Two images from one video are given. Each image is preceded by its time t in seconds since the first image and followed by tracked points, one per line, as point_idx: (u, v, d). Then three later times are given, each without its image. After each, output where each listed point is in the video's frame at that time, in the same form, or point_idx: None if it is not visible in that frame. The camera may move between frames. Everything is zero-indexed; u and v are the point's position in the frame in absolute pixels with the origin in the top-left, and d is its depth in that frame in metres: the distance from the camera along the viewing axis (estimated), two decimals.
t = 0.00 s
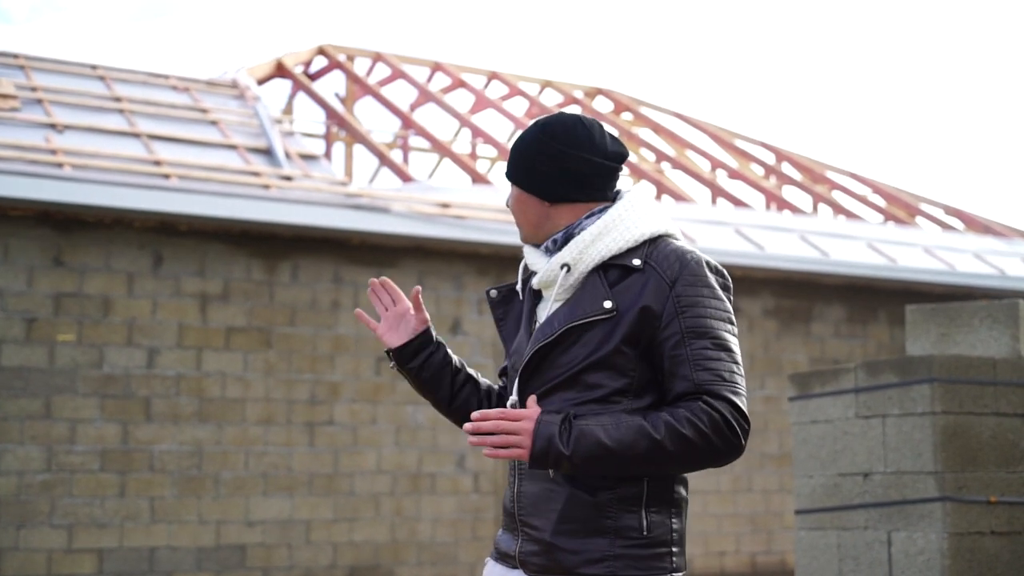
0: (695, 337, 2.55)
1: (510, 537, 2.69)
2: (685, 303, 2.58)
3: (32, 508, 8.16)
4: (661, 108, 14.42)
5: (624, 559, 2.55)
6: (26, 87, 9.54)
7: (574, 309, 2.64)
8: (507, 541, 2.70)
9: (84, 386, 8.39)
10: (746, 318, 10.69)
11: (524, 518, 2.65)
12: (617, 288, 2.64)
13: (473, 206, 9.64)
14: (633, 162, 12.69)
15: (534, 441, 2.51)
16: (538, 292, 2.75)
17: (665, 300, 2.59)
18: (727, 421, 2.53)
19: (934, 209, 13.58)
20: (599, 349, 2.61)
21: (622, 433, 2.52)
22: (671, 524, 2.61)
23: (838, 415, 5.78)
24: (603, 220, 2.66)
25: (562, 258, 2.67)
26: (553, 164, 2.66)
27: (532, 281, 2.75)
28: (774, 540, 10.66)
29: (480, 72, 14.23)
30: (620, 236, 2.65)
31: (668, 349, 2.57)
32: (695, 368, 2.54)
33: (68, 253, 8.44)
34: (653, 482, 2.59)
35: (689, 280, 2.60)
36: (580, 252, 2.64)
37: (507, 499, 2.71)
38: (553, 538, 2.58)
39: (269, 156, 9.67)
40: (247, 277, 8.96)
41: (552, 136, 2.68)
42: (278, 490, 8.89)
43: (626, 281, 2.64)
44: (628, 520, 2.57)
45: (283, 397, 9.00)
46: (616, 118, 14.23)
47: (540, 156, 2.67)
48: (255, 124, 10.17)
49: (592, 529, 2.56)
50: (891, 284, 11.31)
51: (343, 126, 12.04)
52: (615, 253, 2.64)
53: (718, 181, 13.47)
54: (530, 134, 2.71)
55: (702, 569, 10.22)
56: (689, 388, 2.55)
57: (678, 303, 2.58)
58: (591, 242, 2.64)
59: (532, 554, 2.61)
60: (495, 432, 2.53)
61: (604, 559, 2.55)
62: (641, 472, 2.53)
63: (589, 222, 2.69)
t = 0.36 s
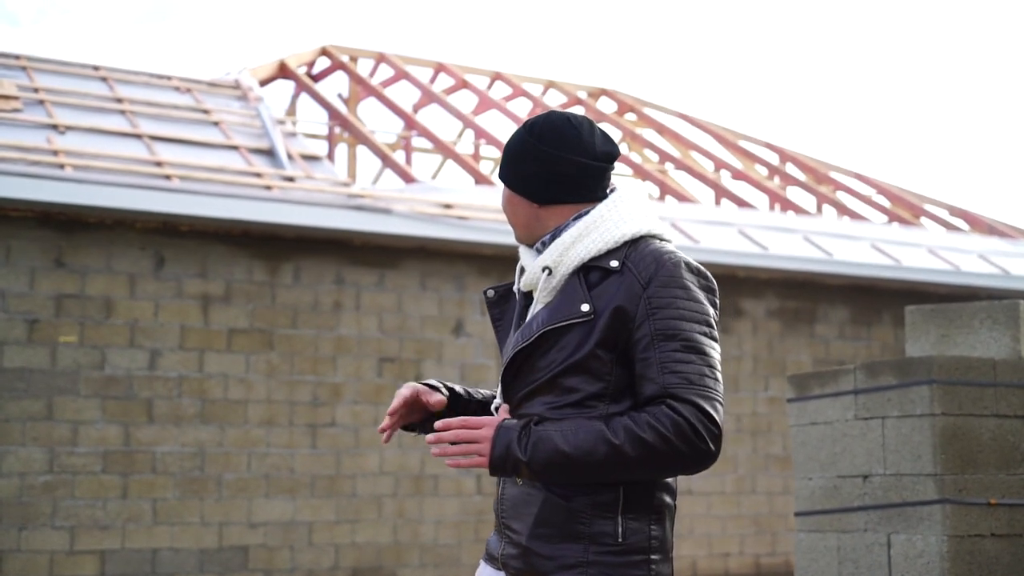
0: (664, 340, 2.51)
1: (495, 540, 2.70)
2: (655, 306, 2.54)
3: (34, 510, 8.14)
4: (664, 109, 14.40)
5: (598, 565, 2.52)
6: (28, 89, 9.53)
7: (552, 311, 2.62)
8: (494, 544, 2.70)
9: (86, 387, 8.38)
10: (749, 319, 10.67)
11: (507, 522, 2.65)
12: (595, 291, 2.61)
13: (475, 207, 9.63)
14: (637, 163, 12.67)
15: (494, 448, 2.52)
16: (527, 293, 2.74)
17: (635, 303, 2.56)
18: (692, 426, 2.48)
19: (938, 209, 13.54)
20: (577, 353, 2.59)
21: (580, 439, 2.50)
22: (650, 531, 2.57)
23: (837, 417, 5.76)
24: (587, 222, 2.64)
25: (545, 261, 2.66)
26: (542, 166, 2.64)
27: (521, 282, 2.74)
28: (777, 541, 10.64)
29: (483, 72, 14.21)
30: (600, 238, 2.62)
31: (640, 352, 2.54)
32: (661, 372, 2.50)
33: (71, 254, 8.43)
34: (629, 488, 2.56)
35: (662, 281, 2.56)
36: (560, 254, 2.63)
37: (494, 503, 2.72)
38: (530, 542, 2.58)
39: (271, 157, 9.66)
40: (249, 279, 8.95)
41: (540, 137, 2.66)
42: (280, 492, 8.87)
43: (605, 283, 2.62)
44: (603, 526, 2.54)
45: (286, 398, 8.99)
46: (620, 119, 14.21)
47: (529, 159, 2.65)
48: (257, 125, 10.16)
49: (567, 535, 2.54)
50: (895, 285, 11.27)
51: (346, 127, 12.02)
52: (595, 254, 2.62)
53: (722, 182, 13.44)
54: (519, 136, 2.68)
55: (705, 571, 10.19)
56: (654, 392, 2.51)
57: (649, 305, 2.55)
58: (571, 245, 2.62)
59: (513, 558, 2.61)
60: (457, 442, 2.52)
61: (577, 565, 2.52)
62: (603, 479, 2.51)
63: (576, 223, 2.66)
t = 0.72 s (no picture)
0: (675, 347, 2.49)
1: (498, 552, 2.63)
2: (666, 311, 2.52)
3: (44, 518, 8.14)
4: (675, 115, 14.37)
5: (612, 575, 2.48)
6: (39, 96, 9.55)
7: (560, 317, 2.58)
8: (496, 557, 2.63)
9: (96, 395, 8.38)
10: (761, 326, 10.63)
11: (510, 534, 2.58)
12: (604, 296, 2.58)
13: (485, 214, 9.61)
14: (648, 169, 12.64)
15: (497, 455, 2.51)
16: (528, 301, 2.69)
17: (645, 309, 2.53)
18: (701, 433, 2.46)
19: (950, 215, 13.49)
20: (587, 360, 2.55)
21: (589, 444, 2.48)
22: (661, 540, 2.54)
23: (845, 426, 5.78)
24: (592, 229, 2.61)
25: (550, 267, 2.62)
26: (544, 172, 2.61)
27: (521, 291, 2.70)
28: (789, 549, 10.59)
29: (493, 79, 14.20)
30: (608, 243, 2.59)
31: (651, 359, 2.51)
32: (672, 378, 2.48)
33: (81, 261, 8.44)
34: (640, 496, 2.53)
35: (672, 286, 2.54)
36: (568, 260, 2.59)
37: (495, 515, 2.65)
38: (540, 552, 2.52)
39: (281, 164, 9.65)
40: (259, 286, 8.95)
41: (543, 143, 2.63)
42: (290, 499, 8.87)
43: (614, 289, 2.59)
44: (615, 535, 2.50)
45: (296, 406, 8.98)
46: (631, 125, 14.19)
47: (532, 165, 2.62)
48: (267, 132, 10.16)
49: (579, 545, 2.50)
50: (908, 291, 11.22)
51: (356, 134, 12.02)
52: (605, 260, 2.59)
53: (733, 188, 13.41)
54: (522, 140, 2.65)
55: None
56: (664, 399, 2.49)
57: (661, 311, 2.52)
58: (579, 251, 2.59)
59: (519, 570, 2.55)
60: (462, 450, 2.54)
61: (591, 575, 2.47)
62: (610, 486, 2.48)
63: (580, 230, 2.63)
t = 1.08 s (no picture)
0: (699, 350, 2.56)
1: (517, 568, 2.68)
2: (692, 318, 2.59)
3: (69, 532, 8.15)
4: (702, 127, 14.33)
5: None
6: (65, 112, 9.59)
7: (588, 330, 2.65)
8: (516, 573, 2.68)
9: (121, 410, 8.40)
10: (788, 339, 10.57)
11: (532, 549, 2.64)
12: (632, 310, 2.66)
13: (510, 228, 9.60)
14: (674, 182, 12.59)
15: (513, 446, 2.46)
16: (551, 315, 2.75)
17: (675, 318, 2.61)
18: (721, 424, 2.49)
19: (980, 227, 13.38)
20: (615, 372, 2.63)
21: (608, 423, 2.49)
22: (686, 556, 2.60)
23: (869, 440, 5.79)
24: (622, 243, 2.69)
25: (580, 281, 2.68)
26: (609, 172, 2.69)
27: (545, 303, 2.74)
28: (818, 564, 10.50)
29: (519, 92, 14.19)
30: (639, 258, 2.68)
31: (675, 366, 2.59)
32: (694, 375, 2.54)
33: (106, 277, 8.47)
34: (667, 510, 2.59)
35: (697, 295, 2.62)
36: (599, 273, 2.66)
37: (514, 530, 2.70)
38: (564, 567, 2.58)
39: (306, 179, 9.66)
40: (284, 300, 8.95)
41: (600, 146, 2.71)
42: (315, 514, 8.85)
43: (641, 303, 2.67)
44: (643, 550, 2.56)
45: (321, 420, 8.97)
46: (657, 138, 14.16)
47: (583, 161, 2.68)
48: (292, 147, 10.18)
49: (605, 559, 2.56)
50: (937, 303, 11.13)
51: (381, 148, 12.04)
52: (635, 274, 2.67)
53: (760, 201, 13.35)
54: (559, 143, 2.69)
55: None
56: (687, 394, 2.53)
57: (687, 318, 2.60)
58: (610, 264, 2.67)
59: None
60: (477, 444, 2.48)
61: None
62: (628, 468, 2.47)
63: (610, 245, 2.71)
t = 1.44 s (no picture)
0: (749, 362, 2.63)
1: None
2: (737, 328, 2.66)
3: (93, 543, 8.16)
4: (725, 137, 14.30)
5: None
6: (89, 124, 9.64)
7: (615, 337, 2.68)
8: None
9: (145, 420, 8.41)
10: (813, 348, 10.51)
11: (557, 560, 2.63)
12: (657, 317, 2.70)
13: (533, 238, 9.59)
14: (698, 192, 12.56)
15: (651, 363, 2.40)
16: (565, 321, 2.77)
17: (715, 329, 2.66)
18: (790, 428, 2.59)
19: (1007, 235, 13.28)
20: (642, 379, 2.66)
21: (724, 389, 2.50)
22: (710, 561, 2.63)
23: (891, 448, 5.78)
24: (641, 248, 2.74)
25: (602, 288, 2.70)
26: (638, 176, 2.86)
27: (561, 310, 2.78)
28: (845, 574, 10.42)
29: (542, 102, 14.19)
30: (661, 266, 2.72)
31: (719, 376, 2.63)
32: (750, 383, 2.60)
33: (129, 288, 8.49)
34: (693, 516, 2.60)
35: (733, 305, 2.69)
36: (623, 280, 2.69)
37: (530, 540, 2.69)
38: None
39: (328, 189, 9.67)
40: (307, 310, 8.97)
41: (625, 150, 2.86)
42: (338, 524, 8.84)
43: (666, 311, 2.71)
44: (673, 556, 2.57)
45: (344, 431, 8.97)
46: (681, 147, 14.13)
47: (621, 161, 2.80)
48: (315, 158, 10.20)
49: (637, 568, 2.56)
50: (963, 312, 11.05)
51: (404, 159, 12.05)
52: (659, 281, 2.71)
53: (784, 210, 13.31)
54: (600, 144, 2.78)
55: None
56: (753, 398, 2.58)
57: (728, 328, 2.65)
58: (634, 272, 2.70)
59: None
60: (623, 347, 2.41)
61: None
62: (732, 438, 2.48)
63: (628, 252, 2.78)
